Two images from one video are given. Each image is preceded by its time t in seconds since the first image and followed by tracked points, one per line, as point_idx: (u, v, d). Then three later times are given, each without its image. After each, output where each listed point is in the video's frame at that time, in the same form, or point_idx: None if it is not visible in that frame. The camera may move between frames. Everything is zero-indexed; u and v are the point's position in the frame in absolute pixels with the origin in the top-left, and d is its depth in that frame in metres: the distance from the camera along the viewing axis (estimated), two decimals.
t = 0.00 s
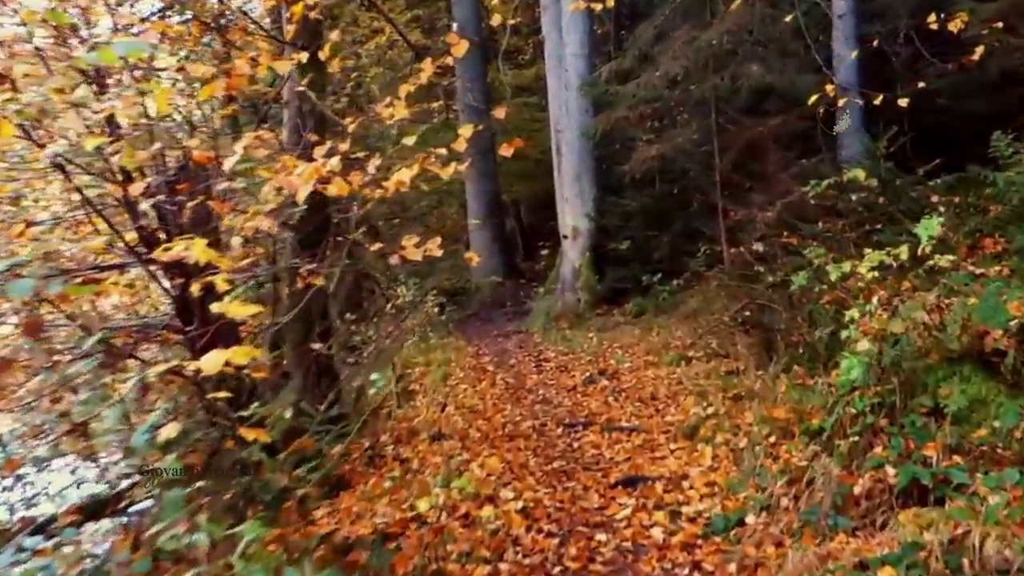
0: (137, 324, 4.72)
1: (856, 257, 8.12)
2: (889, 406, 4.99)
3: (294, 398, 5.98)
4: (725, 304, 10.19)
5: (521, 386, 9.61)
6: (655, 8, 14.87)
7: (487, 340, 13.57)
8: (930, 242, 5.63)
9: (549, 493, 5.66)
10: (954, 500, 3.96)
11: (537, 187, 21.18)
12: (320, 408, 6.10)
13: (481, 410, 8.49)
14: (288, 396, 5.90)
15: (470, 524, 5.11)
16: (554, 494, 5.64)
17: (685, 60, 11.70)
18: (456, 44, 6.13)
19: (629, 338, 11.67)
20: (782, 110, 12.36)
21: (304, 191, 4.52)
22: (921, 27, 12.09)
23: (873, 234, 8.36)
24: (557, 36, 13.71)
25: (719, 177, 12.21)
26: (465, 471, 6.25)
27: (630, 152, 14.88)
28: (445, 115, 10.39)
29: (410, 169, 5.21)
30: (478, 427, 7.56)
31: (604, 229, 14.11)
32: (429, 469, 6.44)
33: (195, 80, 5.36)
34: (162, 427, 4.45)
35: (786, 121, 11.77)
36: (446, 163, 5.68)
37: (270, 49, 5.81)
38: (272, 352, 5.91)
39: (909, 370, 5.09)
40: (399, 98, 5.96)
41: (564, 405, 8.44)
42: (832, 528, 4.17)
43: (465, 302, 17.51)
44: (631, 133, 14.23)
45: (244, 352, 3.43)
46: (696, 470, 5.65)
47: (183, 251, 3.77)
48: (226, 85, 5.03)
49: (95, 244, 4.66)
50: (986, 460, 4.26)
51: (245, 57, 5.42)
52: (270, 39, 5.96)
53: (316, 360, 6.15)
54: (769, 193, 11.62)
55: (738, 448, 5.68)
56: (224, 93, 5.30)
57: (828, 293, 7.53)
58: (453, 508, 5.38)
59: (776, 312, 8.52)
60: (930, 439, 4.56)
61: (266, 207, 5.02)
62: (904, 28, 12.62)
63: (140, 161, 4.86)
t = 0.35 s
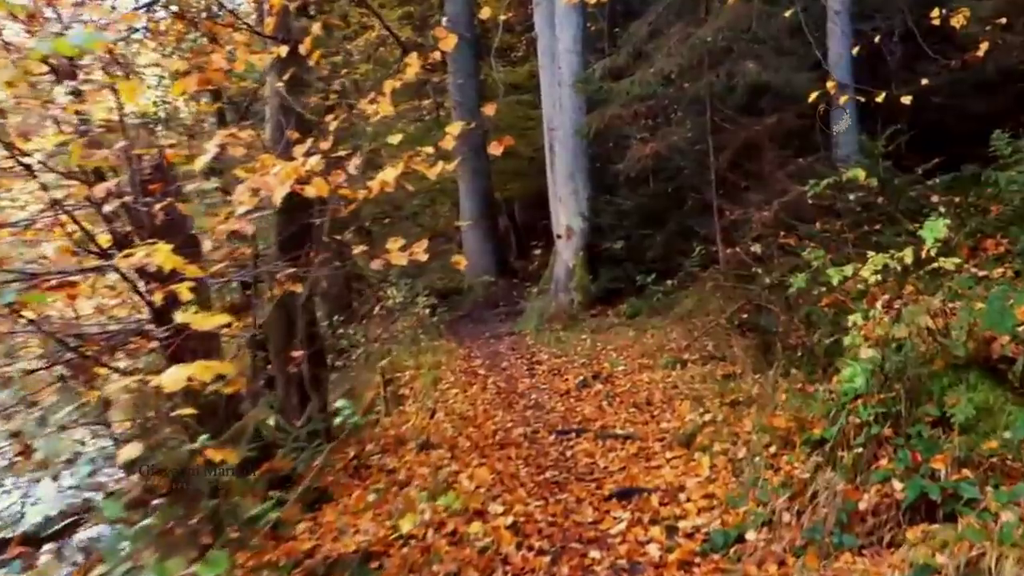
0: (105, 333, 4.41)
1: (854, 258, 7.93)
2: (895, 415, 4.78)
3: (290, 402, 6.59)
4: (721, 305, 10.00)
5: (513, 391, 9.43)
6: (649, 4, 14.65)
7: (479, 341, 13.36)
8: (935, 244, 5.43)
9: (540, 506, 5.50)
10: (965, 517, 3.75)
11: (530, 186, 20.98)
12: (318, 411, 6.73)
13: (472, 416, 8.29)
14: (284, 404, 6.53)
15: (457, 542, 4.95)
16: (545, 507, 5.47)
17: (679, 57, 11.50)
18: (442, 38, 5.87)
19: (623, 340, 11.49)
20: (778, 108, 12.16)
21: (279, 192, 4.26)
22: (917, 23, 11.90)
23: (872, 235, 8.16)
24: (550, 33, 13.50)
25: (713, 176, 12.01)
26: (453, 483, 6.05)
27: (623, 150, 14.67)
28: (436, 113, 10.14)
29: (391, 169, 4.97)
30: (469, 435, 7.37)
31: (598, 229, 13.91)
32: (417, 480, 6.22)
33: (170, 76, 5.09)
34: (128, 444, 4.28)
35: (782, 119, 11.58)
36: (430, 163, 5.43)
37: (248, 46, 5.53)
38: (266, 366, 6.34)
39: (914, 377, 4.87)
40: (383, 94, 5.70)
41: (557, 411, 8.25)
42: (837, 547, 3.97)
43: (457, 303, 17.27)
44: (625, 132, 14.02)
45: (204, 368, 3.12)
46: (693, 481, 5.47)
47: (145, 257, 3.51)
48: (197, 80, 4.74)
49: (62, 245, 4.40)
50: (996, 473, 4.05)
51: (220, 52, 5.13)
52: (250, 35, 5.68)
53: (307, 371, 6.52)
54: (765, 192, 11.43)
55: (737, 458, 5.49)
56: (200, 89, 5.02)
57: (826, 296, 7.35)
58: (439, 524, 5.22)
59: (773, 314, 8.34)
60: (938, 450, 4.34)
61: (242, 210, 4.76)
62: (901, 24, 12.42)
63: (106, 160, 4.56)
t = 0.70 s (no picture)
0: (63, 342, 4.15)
1: (851, 260, 7.73)
2: (899, 426, 4.55)
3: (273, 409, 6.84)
4: (715, 307, 9.79)
5: (502, 397, 9.18)
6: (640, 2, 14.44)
7: (469, 345, 13.11)
8: (938, 246, 5.22)
9: (528, 523, 5.31)
10: (977, 537, 3.51)
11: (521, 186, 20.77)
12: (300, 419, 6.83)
13: (461, 424, 8.05)
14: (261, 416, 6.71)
15: (441, 565, 4.75)
16: (533, 524, 5.28)
17: (671, 55, 11.28)
18: (424, 31, 5.61)
19: (615, 343, 11.28)
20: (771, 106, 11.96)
21: (244, 192, 3.97)
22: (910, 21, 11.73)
23: (868, 236, 7.97)
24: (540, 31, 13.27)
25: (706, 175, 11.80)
26: (438, 498, 5.81)
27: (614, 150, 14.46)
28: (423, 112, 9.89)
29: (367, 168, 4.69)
30: (456, 446, 7.14)
31: (589, 230, 13.70)
32: (401, 494, 5.96)
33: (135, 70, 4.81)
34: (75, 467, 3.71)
35: (776, 118, 11.38)
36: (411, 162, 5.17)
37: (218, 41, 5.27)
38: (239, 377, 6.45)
39: (918, 386, 4.64)
40: (362, 90, 5.44)
41: (547, 418, 8.03)
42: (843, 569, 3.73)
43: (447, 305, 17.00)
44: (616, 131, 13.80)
45: (156, 388, 2.89)
46: (688, 495, 5.25)
47: (91, 265, 3.21)
48: (160, 76, 4.47)
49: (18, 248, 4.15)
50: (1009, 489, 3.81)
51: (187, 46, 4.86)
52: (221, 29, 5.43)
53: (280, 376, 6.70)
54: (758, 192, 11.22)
55: (734, 470, 5.27)
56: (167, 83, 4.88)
57: (823, 299, 7.15)
58: (422, 544, 5.02)
59: (768, 318, 8.13)
60: (945, 463, 4.09)
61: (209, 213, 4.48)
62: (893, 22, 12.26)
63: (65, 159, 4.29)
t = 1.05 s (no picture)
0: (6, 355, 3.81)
1: (850, 261, 7.50)
2: (907, 437, 4.28)
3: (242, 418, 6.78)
4: (710, 309, 9.55)
5: (492, 403, 8.91)
6: None
7: (460, 348, 12.82)
8: (944, 246, 4.97)
9: (516, 540, 5.05)
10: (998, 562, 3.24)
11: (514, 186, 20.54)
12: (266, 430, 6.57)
13: (449, 432, 7.78)
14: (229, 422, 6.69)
15: None
16: (521, 541, 5.02)
17: (663, 51, 11.06)
18: (403, 21, 5.33)
19: (608, 346, 11.02)
20: (765, 104, 11.74)
21: (202, 190, 3.70)
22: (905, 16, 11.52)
23: (868, 235, 7.72)
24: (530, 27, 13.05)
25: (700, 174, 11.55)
26: (422, 514, 5.53)
27: (607, 149, 14.21)
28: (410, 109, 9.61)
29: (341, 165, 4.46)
30: (442, 456, 6.87)
31: (582, 231, 13.46)
32: (383, 509, 5.67)
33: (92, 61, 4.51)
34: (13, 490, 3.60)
35: (770, 115, 11.15)
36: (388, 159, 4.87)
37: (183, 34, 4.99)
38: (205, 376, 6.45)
39: (927, 394, 4.38)
40: (337, 84, 5.15)
41: (538, 426, 7.76)
42: None
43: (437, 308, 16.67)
44: (608, 130, 13.56)
45: (97, 409, 2.43)
46: (684, 508, 5.00)
47: (28, 272, 2.91)
48: (115, 68, 4.19)
49: None
50: None
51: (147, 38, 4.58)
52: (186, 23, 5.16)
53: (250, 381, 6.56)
54: (753, 191, 10.98)
55: (734, 483, 5.02)
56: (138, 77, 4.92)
57: (822, 302, 6.91)
58: (403, 566, 4.73)
59: (766, 320, 7.91)
60: (958, 478, 3.81)
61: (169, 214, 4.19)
62: (888, 18, 12.06)
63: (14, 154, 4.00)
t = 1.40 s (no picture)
0: None
1: (853, 262, 7.26)
2: (919, 452, 4.05)
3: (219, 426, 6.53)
4: (708, 311, 9.31)
5: (484, 408, 8.65)
6: None
7: (452, 350, 12.55)
8: (957, 248, 4.74)
9: (505, 557, 4.81)
10: None
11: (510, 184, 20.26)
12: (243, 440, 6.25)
13: (438, 439, 7.52)
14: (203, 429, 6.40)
15: None
16: (510, 559, 4.78)
17: (659, 46, 10.79)
18: (387, 13, 5.04)
19: (604, 347, 10.78)
20: (763, 100, 11.49)
21: (163, 189, 3.45)
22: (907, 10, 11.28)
23: (871, 235, 7.49)
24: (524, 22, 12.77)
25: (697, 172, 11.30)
26: (407, 529, 5.27)
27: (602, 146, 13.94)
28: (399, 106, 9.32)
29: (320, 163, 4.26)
30: (431, 465, 6.61)
31: (576, 229, 13.21)
32: (366, 524, 5.43)
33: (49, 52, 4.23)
34: None
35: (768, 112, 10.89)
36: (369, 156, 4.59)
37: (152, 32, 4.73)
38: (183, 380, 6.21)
39: (938, 406, 4.18)
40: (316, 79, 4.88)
41: (530, 432, 7.51)
42: None
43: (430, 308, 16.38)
44: (604, 126, 13.29)
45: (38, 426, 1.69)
46: (682, 524, 4.76)
47: None
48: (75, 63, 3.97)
49: None
50: None
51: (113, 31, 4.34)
52: (158, 19, 4.96)
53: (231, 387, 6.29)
54: (752, 189, 10.74)
55: (734, 496, 4.77)
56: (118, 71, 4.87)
57: (824, 305, 6.67)
58: None
59: (766, 323, 7.66)
60: (975, 498, 3.58)
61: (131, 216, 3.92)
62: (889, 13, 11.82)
63: None
